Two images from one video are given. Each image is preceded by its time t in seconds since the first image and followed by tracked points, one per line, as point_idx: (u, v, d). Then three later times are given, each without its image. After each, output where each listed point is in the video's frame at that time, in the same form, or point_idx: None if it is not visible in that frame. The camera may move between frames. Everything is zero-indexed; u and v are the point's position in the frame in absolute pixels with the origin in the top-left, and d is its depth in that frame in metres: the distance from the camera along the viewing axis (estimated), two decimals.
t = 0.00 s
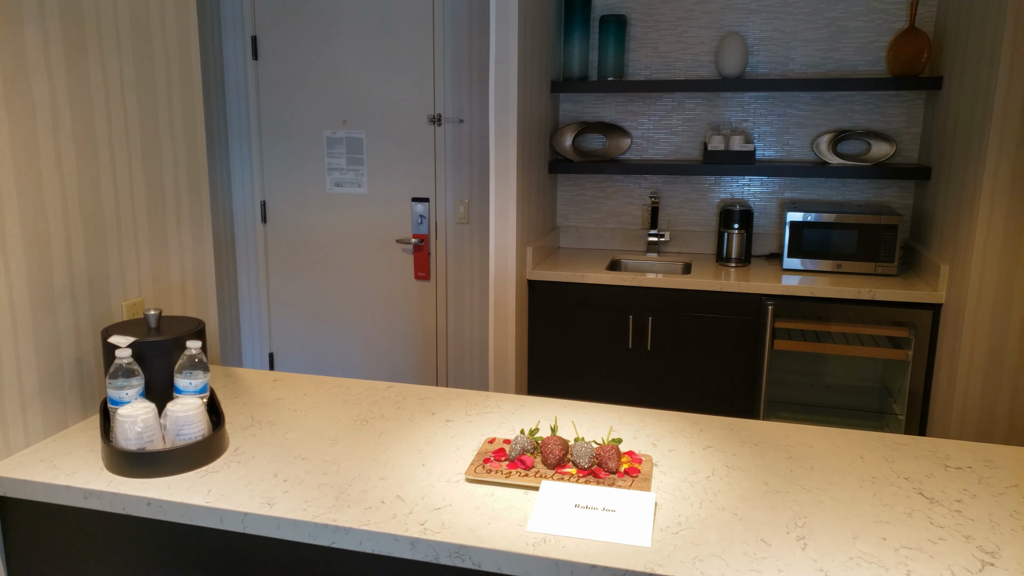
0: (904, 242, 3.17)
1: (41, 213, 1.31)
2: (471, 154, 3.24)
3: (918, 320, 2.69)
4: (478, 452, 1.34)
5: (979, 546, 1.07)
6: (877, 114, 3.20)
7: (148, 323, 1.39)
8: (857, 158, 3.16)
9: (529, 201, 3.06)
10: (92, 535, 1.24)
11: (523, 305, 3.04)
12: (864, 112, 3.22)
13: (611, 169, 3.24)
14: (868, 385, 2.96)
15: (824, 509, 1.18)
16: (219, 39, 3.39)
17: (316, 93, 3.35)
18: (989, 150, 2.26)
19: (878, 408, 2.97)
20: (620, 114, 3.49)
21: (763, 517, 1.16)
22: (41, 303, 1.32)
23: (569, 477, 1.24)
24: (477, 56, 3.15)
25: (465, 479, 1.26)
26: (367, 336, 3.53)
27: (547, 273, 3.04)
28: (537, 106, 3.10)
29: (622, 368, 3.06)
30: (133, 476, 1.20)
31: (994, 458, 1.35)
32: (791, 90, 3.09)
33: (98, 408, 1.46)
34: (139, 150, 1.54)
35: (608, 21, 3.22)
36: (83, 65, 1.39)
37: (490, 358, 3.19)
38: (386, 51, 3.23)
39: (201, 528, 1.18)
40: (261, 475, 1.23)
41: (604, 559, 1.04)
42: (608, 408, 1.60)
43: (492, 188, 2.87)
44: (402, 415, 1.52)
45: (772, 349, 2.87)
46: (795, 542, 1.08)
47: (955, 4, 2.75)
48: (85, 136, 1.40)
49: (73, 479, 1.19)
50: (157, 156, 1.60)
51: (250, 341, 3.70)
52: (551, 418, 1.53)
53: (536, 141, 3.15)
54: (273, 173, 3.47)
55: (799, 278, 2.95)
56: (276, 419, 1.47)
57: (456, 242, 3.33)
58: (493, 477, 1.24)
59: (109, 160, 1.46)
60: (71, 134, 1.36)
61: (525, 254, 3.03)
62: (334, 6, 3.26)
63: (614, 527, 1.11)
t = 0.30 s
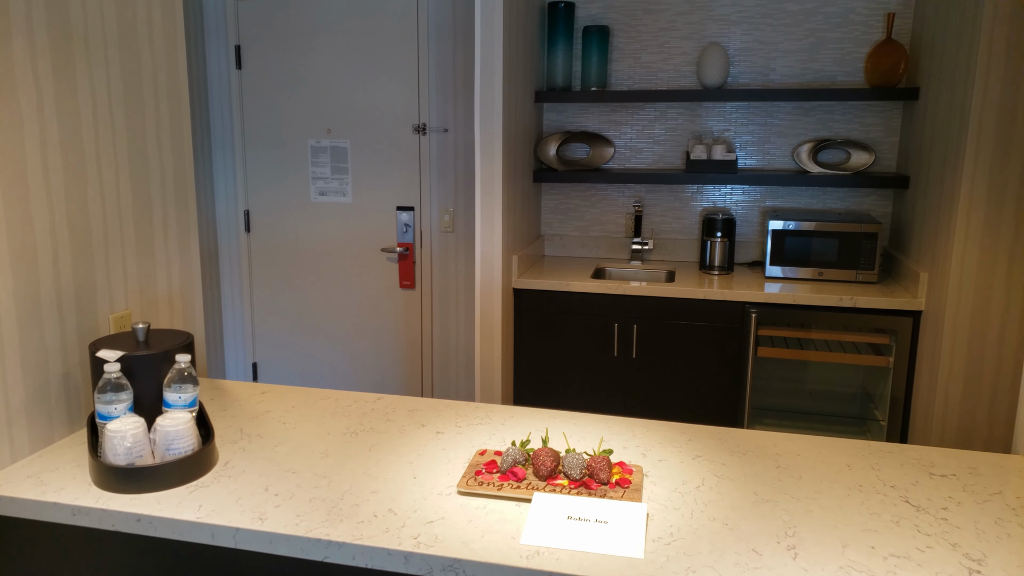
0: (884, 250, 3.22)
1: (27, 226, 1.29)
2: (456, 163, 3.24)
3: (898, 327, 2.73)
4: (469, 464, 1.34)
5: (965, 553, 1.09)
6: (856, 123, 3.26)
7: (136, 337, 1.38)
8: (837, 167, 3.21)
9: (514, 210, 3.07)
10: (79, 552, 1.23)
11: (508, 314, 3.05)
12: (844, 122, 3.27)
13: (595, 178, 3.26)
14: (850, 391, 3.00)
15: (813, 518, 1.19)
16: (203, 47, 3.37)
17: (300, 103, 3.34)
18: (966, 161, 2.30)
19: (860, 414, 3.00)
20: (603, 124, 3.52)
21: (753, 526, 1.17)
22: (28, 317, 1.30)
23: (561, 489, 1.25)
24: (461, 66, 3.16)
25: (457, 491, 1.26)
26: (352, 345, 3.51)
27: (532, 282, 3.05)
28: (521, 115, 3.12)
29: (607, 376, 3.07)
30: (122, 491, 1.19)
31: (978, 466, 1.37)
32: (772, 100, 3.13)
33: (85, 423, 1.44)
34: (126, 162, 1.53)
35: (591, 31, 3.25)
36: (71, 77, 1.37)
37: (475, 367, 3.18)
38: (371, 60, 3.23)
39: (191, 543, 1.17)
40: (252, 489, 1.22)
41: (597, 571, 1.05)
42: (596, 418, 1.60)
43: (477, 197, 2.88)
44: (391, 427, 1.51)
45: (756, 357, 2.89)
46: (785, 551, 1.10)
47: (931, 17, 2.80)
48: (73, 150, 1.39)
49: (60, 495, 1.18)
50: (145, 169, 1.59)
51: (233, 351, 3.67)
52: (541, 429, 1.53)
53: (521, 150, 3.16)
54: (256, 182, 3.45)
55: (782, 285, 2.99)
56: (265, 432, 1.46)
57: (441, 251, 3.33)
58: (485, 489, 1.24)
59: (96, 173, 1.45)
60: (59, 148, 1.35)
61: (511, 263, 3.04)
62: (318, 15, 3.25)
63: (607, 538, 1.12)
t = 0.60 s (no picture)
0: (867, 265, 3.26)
1: (16, 247, 1.29)
2: (442, 180, 3.25)
3: (882, 342, 2.77)
4: (462, 486, 1.33)
5: (957, 572, 1.10)
6: (837, 141, 3.31)
7: (125, 359, 1.36)
8: (819, 184, 3.25)
9: (501, 226, 3.08)
10: None
11: (496, 330, 3.05)
12: (825, 140, 3.32)
13: (581, 195, 3.29)
14: (835, 406, 3.02)
15: (806, 537, 1.20)
16: (188, 64, 3.37)
17: (286, 120, 3.33)
18: (947, 180, 2.34)
19: (846, 429, 3.03)
20: (589, 141, 3.55)
21: (746, 546, 1.17)
22: (16, 338, 1.29)
23: (554, 510, 1.24)
24: (448, 83, 3.18)
25: (450, 513, 1.25)
26: (338, 362, 3.49)
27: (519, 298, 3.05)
28: (507, 132, 3.13)
29: (594, 392, 3.08)
30: (111, 516, 1.17)
31: (965, 483, 1.39)
32: (755, 118, 3.18)
33: (71, 446, 1.43)
34: (115, 182, 1.54)
35: (576, 50, 3.29)
36: (59, 98, 1.39)
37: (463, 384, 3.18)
38: (357, 77, 3.24)
39: (181, 569, 1.15)
40: (242, 513, 1.21)
41: None
42: (587, 437, 1.60)
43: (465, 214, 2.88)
44: (382, 448, 1.50)
45: (742, 372, 2.91)
46: (778, 571, 1.10)
47: (909, 38, 2.86)
48: (62, 170, 1.40)
49: (47, 521, 1.16)
50: (134, 188, 1.59)
51: (217, 369, 3.64)
52: (534, 449, 1.52)
53: (507, 168, 3.18)
54: (242, 198, 3.43)
55: (766, 301, 3.02)
56: (255, 454, 1.44)
57: (428, 267, 3.33)
58: (478, 511, 1.24)
59: (85, 193, 1.45)
60: (48, 168, 1.36)
61: (498, 279, 3.04)
62: (305, 33, 3.26)
63: (601, 560, 1.12)
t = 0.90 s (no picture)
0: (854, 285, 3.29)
1: (6, 270, 1.31)
2: (432, 200, 3.26)
3: (870, 362, 2.79)
4: (455, 511, 1.33)
5: None
6: (823, 162, 3.35)
7: (116, 383, 1.35)
8: (806, 204, 3.29)
9: (490, 246, 3.08)
10: None
11: (485, 350, 3.05)
12: (811, 160, 3.36)
13: (570, 215, 3.30)
14: (824, 425, 3.03)
15: (799, 561, 1.20)
16: (178, 86, 3.38)
17: (276, 140, 3.34)
18: (930, 202, 2.38)
19: (835, 448, 3.04)
20: (577, 161, 3.58)
21: (740, 571, 1.17)
22: (5, 364, 1.31)
23: (548, 535, 1.24)
24: (437, 104, 3.20)
25: (444, 539, 1.24)
26: (327, 383, 3.47)
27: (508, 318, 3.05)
28: (497, 153, 3.15)
29: (585, 412, 3.07)
30: (100, 544, 1.15)
31: (957, 506, 1.40)
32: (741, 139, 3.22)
33: (60, 472, 1.44)
34: (107, 205, 1.55)
35: (564, 72, 3.32)
36: (52, 125, 1.41)
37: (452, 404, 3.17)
38: (347, 98, 3.26)
39: None
40: (234, 540, 1.19)
41: None
42: (580, 460, 1.60)
43: (455, 234, 2.89)
44: (374, 472, 1.49)
45: (731, 392, 2.92)
46: None
47: (892, 61, 2.91)
48: (53, 195, 1.41)
49: (36, 549, 1.14)
50: (125, 212, 1.61)
51: (205, 390, 3.61)
52: (527, 473, 1.51)
53: (497, 188, 3.19)
54: (230, 218, 3.42)
55: (755, 320, 3.04)
56: (246, 479, 1.43)
57: (417, 287, 3.33)
58: (472, 537, 1.23)
59: (77, 217, 1.47)
60: (40, 193, 1.38)
61: (488, 299, 3.04)
62: (295, 54, 3.27)
63: None
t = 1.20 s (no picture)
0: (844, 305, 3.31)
1: None
2: (424, 220, 3.26)
3: (861, 381, 2.80)
4: (450, 535, 1.32)
5: None
6: (812, 182, 3.38)
7: (108, 408, 1.35)
8: (796, 225, 3.32)
9: (482, 266, 3.09)
10: None
11: (478, 371, 3.04)
12: (801, 181, 3.39)
13: (561, 235, 3.32)
14: (816, 445, 3.04)
15: None
16: (171, 107, 3.38)
17: (268, 161, 3.34)
18: (918, 224, 2.41)
19: (827, 467, 3.04)
20: (569, 182, 3.60)
21: None
22: None
23: (543, 560, 1.23)
24: (429, 125, 3.21)
25: (438, 565, 1.23)
26: (318, 404, 3.45)
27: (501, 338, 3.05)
28: (489, 173, 3.17)
29: (577, 433, 3.07)
30: (91, 572, 1.14)
31: (951, 528, 1.40)
32: (731, 160, 3.25)
33: (50, 498, 1.43)
34: (100, 228, 1.55)
35: (556, 94, 3.35)
36: (46, 148, 1.41)
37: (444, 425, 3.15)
38: (339, 119, 3.27)
39: None
40: (227, 566, 1.18)
41: None
42: (575, 483, 1.59)
43: (447, 255, 2.89)
44: (367, 497, 1.48)
45: (724, 412, 2.92)
46: None
47: (879, 84, 2.96)
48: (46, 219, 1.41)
49: None
50: (118, 235, 1.61)
51: (194, 411, 3.58)
52: (522, 497, 1.50)
53: (489, 209, 3.20)
54: (222, 238, 3.42)
55: (746, 340, 3.05)
56: (238, 504, 1.42)
57: (409, 307, 3.32)
58: (467, 562, 1.22)
59: (70, 240, 1.47)
60: (33, 217, 1.38)
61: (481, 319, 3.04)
62: (287, 75, 3.29)
63: None
